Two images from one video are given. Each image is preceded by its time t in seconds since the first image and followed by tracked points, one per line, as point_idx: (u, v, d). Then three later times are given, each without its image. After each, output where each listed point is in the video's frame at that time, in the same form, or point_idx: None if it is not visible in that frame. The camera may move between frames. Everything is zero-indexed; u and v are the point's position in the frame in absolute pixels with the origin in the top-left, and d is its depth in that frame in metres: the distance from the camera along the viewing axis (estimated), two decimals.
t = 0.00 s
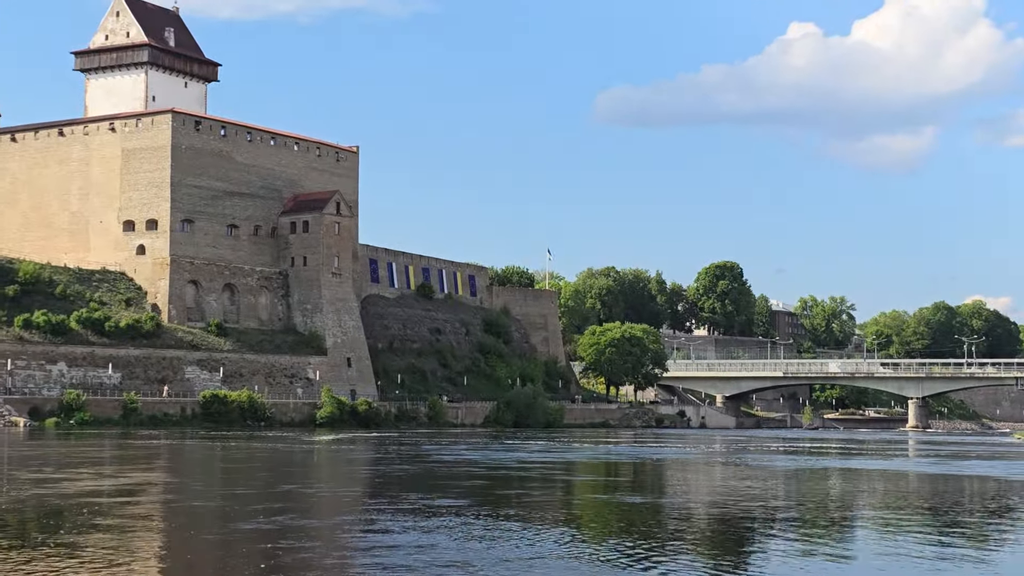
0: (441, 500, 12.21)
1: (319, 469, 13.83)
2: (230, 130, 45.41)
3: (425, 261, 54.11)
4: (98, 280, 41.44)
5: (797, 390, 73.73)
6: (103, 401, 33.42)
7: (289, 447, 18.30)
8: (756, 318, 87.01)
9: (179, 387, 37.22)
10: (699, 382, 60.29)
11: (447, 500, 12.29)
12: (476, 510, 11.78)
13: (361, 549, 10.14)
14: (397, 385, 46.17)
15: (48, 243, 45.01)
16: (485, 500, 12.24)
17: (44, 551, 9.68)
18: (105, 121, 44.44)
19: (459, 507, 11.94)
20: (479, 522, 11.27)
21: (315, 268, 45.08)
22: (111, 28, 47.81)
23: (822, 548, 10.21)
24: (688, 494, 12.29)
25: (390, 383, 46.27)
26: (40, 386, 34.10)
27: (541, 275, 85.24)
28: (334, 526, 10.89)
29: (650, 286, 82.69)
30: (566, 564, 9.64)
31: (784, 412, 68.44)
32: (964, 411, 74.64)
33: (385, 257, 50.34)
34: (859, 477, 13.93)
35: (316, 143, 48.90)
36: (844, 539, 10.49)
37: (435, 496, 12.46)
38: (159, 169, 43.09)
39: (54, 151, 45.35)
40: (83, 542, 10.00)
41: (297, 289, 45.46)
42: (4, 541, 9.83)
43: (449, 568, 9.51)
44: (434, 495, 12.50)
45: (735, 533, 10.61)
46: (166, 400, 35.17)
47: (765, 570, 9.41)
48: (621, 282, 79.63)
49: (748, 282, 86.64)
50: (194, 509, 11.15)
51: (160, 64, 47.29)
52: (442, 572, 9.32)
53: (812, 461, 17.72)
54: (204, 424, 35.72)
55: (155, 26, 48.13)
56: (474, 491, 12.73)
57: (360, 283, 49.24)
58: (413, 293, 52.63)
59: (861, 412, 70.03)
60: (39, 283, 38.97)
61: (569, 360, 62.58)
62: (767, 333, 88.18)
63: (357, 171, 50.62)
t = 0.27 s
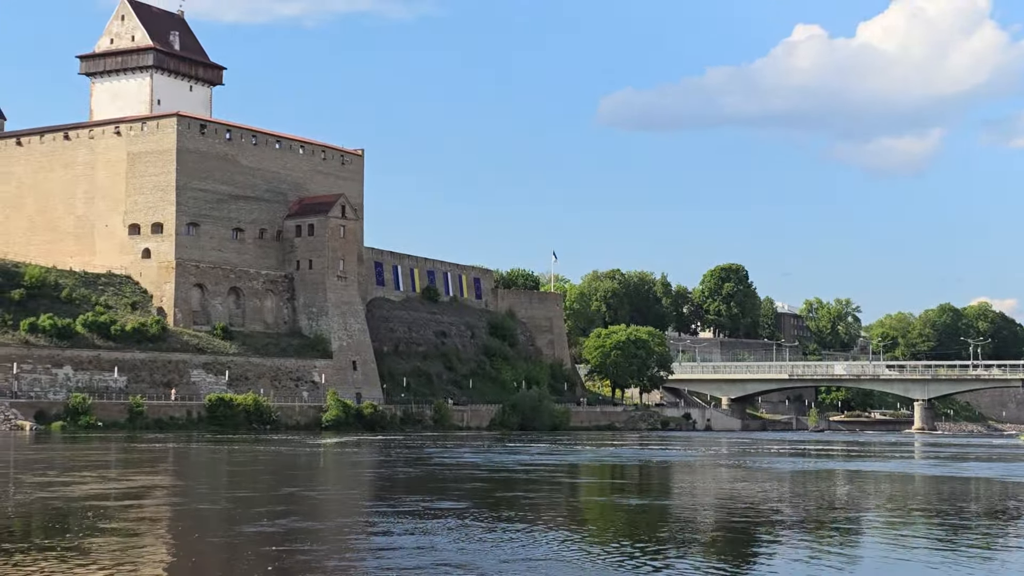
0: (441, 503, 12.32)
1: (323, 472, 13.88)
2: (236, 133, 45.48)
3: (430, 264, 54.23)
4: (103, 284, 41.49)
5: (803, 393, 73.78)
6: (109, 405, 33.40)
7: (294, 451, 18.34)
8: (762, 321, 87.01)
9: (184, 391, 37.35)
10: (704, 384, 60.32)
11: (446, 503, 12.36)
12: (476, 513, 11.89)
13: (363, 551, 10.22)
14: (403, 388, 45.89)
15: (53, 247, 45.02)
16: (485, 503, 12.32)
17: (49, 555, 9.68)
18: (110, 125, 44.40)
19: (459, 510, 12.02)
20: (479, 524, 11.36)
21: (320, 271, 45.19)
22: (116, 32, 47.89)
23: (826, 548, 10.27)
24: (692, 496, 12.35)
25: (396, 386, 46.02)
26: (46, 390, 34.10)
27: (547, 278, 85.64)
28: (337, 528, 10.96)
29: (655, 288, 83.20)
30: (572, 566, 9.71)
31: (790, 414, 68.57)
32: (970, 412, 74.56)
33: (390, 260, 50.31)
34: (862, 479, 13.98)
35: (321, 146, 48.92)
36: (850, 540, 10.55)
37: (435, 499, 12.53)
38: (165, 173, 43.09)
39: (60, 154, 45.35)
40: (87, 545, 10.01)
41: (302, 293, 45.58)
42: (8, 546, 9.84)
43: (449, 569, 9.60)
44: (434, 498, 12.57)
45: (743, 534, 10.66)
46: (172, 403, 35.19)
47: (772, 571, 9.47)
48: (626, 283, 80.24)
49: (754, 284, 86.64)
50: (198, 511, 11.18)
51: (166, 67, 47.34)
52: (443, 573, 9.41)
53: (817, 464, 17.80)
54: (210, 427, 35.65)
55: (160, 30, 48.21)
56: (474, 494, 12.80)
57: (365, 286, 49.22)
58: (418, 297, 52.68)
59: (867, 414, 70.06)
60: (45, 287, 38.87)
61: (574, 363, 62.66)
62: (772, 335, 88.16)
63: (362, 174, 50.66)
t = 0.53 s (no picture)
0: (452, 506, 12.33)
1: (337, 476, 13.90)
2: (250, 138, 45.51)
3: (444, 269, 54.21)
4: (118, 289, 41.59)
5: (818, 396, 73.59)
6: (124, 410, 33.55)
7: (308, 455, 18.35)
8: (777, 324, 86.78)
9: (200, 395, 37.33)
10: (719, 387, 60.21)
11: (456, 506, 12.38)
12: (488, 516, 11.90)
13: (375, 554, 10.26)
14: (417, 392, 45.94)
15: (68, 252, 45.08)
16: (495, 506, 12.35)
17: (64, 560, 9.68)
18: (124, 130, 44.50)
19: (469, 513, 12.05)
20: (489, 528, 11.39)
21: (335, 275, 45.26)
22: (131, 38, 48.06)
23: (841, 551, 10.26)
24: (707, 499, 12.35)
25: (410, 390, 46.06)
26: (61, 395, 34.23)
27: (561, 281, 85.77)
28: (349, 531, 10.98)
29: (670, 292, 83.40)
30: (586, 569, 9.73)
31: (805, 418, 68.48)
32: (985, 415, 74.24)
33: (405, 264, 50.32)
34: (877, 482, 13.95)
35: (335, 151, 48.78)
36: (865, 543, 10.54)
37: (445, 502, 12.56)
38: (178, 178, 43.31)
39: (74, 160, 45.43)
40: (102, 550, 10.00)
41: (317, 297, 45.61)
42: (23, 550, 9.84)
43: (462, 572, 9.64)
44: (445, 502, 12.59)
45: (757, 537, 10.66)
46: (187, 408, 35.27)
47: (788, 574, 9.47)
48: (641, 287, 80.45)
49: (769, 287, 86.47)
50: (212, 516, 11.18)
51: (180, 73, 47.44)
52: None
53: (835, 467, 17.79)
54: (226, 432, 35.62)
55: (174, 35, 48.34)
56: (485, 498, 12.82)
57: (379, 290, 49.24)
58: (432, 300, 52.66)
59: (883, 417, 69.89)
60: (60, 292, 39.05)
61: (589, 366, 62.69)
62: (787, 339, 88.02)
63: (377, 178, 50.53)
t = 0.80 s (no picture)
0: (473, 509, 12.34)
1: (362, 479, 13.93)
2: (275, 143, 45.59)
3: (468, 272, 53.95)
4: (145, 294, 41.74)
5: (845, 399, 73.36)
6: (151, 414, 33.61)
7: (331, 458, 18.41)
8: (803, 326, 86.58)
9: (225, 400, 37.58)
10: (745, 390, 60.19)
11: (477, 508, 12.38)
12: (509, 518, 11.90)
13: (395, 557, 10.29)
14: (442, 396, 45.87)
15: (94, 258, 45.15)
16: (514, 509, 12.35)
17: (92, 564, 9.70)
18: (150, 135, 44.68)
19: (489, 515, 12.05)
20: (509, 530, 11.40)
21: (360, 280, 45.34)
22: (156, 43, 48.21)
23: (867, 553, 10.24)
24: (733, 501, 12.35)
25: (436, 394, 45.98)
26: (87, 401, 34.22)
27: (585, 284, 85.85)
28: (373, 534, 10.99)
29: (694, 295, 83.32)
30: (610, 571, 9.73)
31: (831, 420, 68.38)
32: (1011, 418, 73.84)
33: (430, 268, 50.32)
34: (902, 484, 13.92)
35: (359, 155, 48.93)
36: (891, 544, 10.51)
37: (465, 505, 12.56)
38: (204, 183, 43.49)
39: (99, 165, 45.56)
40: (130, 554, 10.01)
41: (342, 301, 45.75)
42: (54, 555, 9.87)
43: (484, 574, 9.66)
44: (464, 504, 12.60)
45: (783, 539, 10.65)
46: (213, 413, 35.48)
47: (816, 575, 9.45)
48: (665, 290, 80.49)
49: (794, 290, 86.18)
50: (237, 519, 11.20)
51: (205, 78, 47.56)
52: None
53: (859, 470, 17.77)
54: (251, 435, 35.97)
55: (199, 41, 48.49)
56: (504, 501, 12.83)
57: (404, 294, 49.24)
58: (457, 304, 52.59)
59: (909, 420, 69.50)
60: (86, 297, 39.04)
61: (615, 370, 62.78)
62: (812, 342, 87.77)
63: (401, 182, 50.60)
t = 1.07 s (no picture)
0: (503, 509, 12.33)
1: (396, 480, 13.97)
2: (309, 145, 45.76)
3: (502, 273, 53.95)
4: (180, 296, 41.93)
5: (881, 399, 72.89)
6: (186, 416, 33.86)
7: (366, 459, 18.46)
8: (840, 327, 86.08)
9: (260, 401, 37.75)
10: (780, 391, 59.99)
11: (507, 509, 12.38)
12: (540, 519, 11.89)
13: (427, 557, 10.29)
14: (476, 397, 46.21)
15: (130, 261, 45.32)
16: (544, 510, 12.34)
17: (128, 565, 9.75)
18: (185, 138, 44.85)
19: (519, 515, 12.04)
20: (539, 530, 11.40)
21: (394, 281, 45.42)
22: (190, 47, 48.42)
23: (905, 555, 10.16)
24: (769, 502, 12.29)
25: (469, 395, 46.26)
26: (124, 402, 34.65)
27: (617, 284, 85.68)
28: (405, 534, 11.00)
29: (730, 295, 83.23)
30: (643, 572, 9.70)
31: (865, 420, 67.94)
32: None
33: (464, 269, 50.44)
34: (941, 485, 13.77)
35: (393, 156, 49.06)
36: (929, 546, 10.43)
37: (496, 505, 12.56)
38: (238, 186, 43.65)
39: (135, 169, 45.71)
40: (165, 555, 10.05)
41: (376, 302, 45.86)
42: (90, 556, 9.93)
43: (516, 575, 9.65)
44: (494, 505, 12.59)
45: (818, 541, 10.59)
46: (249, 415, 35.67)
47: None
48: (700, 290, 80.48)
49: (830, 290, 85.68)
50: (272, 520, 11.24)
51: (238, 81, 47.73)
52: None
53: (902, 471, 17.61)
54: (286, 437, 35.95)
55: (232, 44, 48.67)
56: (534, 501, 12.81)
57: (438, 295, 49.36)
58: (491, 305, 52.68)
59: (945, 420, 69.05)
60: (122, 300, 38.93)
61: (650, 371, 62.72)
62: (847, 341, 87.09)
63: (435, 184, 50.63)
